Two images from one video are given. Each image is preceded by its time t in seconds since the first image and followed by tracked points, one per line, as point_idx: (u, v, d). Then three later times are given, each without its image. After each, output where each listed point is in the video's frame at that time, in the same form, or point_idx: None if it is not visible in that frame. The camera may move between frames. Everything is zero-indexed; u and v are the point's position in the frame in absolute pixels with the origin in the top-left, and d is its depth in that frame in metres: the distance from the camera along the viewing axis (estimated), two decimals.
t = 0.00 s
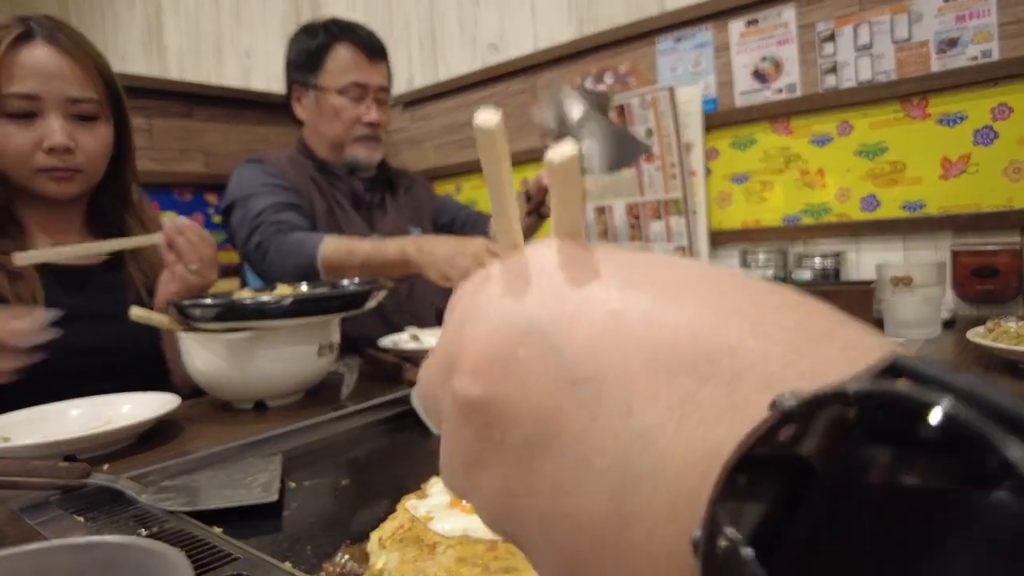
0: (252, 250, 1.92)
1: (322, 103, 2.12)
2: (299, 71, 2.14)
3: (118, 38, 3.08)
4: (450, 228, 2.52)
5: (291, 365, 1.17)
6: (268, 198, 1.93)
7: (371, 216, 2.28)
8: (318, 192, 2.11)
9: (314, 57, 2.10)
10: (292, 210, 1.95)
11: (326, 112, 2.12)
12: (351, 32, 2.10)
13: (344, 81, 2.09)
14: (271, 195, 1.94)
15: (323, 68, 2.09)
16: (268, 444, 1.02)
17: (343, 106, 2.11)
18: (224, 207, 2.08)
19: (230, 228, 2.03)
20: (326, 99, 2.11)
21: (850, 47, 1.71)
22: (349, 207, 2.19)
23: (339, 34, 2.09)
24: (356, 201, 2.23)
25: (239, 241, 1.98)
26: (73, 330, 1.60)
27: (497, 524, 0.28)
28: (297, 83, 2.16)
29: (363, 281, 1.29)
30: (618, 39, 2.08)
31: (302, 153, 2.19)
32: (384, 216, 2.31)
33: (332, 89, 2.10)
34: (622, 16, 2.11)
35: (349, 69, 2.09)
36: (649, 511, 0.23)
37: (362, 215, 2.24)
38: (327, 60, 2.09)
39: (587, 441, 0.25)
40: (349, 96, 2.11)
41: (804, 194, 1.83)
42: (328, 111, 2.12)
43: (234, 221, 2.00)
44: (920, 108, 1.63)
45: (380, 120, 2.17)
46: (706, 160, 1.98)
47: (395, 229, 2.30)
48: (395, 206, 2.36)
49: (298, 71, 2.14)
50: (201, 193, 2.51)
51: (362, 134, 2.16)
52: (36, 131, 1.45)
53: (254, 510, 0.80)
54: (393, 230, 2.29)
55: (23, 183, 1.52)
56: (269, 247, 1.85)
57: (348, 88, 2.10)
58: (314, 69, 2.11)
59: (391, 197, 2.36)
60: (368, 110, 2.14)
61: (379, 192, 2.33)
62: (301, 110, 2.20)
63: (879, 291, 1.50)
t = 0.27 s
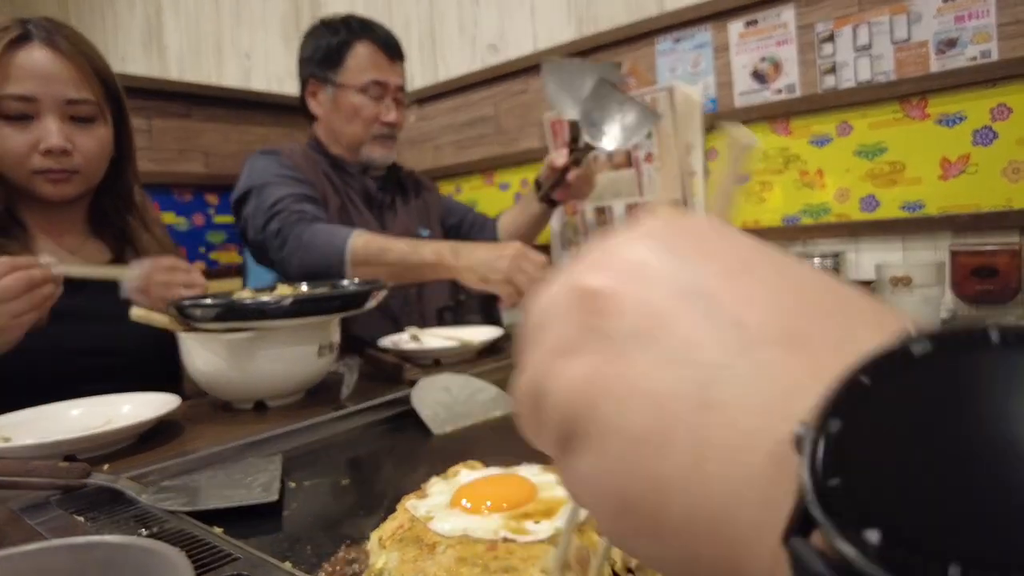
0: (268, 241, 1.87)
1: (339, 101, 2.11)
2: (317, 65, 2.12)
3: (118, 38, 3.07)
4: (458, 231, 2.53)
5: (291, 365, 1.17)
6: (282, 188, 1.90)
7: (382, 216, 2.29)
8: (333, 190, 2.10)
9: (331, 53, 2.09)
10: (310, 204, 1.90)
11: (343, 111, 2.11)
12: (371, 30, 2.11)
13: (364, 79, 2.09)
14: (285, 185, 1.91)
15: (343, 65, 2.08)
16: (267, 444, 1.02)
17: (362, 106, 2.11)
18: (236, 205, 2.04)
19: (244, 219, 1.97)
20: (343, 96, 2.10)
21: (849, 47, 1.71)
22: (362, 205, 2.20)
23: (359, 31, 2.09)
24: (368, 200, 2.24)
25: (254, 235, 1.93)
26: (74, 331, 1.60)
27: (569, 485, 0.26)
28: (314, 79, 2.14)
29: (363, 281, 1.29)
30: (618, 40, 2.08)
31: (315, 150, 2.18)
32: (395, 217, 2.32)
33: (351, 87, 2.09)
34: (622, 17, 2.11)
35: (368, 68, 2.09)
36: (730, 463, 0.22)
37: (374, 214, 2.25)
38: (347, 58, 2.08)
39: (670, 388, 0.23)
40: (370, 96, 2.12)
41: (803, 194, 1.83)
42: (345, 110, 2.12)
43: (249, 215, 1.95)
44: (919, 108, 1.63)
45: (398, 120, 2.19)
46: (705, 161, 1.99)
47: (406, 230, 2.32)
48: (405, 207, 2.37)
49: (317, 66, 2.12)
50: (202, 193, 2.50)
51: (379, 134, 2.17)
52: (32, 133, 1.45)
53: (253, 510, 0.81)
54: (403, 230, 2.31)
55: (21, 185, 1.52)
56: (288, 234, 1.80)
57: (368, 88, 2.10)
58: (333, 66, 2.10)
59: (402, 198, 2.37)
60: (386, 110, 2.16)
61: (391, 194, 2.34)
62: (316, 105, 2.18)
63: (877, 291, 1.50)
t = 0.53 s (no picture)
0: (316, 220, 1.69)
1: (358, 96, 2.07)
2: (335, 58, 2.06)
3: (118, 39, 3.07)
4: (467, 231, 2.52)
5: (292, 365, 1.18)
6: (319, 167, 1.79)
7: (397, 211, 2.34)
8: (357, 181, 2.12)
9: (352, 46, 2.04)
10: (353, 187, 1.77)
11: (361, 107, 2.09)
12: (388, 26, 2.07)
13: (384, 76, 2.06)
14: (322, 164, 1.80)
15: (362, 59, 2.04)
16: (267, 444, 1.03)
17: (381, 102, 2.09)
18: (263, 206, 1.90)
19: (275, 203, 1.82)
20: (362, 91, 2.07)
21: (848, 48, 1.72)
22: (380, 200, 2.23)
23: (378, 26, 2.06)
24: (385, 194, 2.28)
25: (291, 219, 1.77)
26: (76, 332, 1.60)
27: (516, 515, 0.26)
28: (330, 71, 2.08)
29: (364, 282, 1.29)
30: (618, 40, 2.08)
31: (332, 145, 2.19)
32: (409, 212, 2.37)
33: (370, 82, 2.06)
34: (622, 17, 2.11)
35: (387, 63, 2.05)
36: (655, 517, 0.21)
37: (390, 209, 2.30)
38: (367, 53, 2.04)
39: (623, 448, 0.22)
40: (388, 92, 2.09)
41: (802, 194, 1.84)
42: (364, 105, 2.09)
43: (282, 196, 1.78)
44: (918, 108, 1.64)
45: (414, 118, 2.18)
46: (705, 161, 1.99)
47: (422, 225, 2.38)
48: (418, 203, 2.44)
49: (334, 59, 2.07)
50: (202, 195, 2.49)
51: (396, 131, 2.19)
52: (26, 135, 1.45)
53: (253, 510, 0.81)
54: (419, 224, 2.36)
55: (18, 186, 1.52)
56: (343, 205, 1.65)
57: (388, 83, 2.07)
58: (352, 59, 2.05)
59: (414, 195, 2.44)
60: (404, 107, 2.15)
61: (405, 191, 2.42)
62: (332, 99, 2.13)
63: (876, 291, 1.50)
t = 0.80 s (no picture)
0: (318, 218, 1.68)
1: (360, 97, 2.08)
2: (340, 58, 2.08)
3: (119, 40, 3.08)
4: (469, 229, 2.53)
5: (292, 365, 1.18)
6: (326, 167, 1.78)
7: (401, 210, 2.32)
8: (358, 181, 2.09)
9: (358, 46, 2.06)
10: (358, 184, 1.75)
11: (363, 108, 2.10)
12: (397, 27, 2.07)
13: (387, 77, 2.06)
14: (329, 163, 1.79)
15: (366, 61, 2.05)
16: (267, 444, 1.03)
17: (381, 105, 2.09)
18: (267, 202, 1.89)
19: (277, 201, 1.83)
20: (364, 92, 2.08)
21: (847, 48, 1.72)
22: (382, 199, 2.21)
23: (386, 25, 2.06)
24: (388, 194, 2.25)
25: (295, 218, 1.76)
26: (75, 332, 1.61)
27: None
28: (334, 70, 2.11)
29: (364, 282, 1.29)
30: (618, 41, 2.09)
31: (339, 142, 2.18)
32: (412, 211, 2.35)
33: (373, 84, 2.06)
34: (621, 18, 2.12)
35: (391, 66, 2.06)
36: None
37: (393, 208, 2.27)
38: (372, 53, 2.04)
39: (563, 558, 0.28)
40: (390, 95, 2.09)
41: (802, 194, 1.84)
42: (366, 106, 2.10)
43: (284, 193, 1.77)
44: (917, 109, 1.64)
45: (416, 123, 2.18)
46: (705, 161, 1.99)
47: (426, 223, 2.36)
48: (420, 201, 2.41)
49: (340, 59, 2.08)
50: (202, 194, 2.49)
51: (395, 135, 2.17)
52: (27, 136, 1.45)
53: (254, 510, 0.81)
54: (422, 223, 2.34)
55: (18, 187, 1.52)
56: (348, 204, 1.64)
57: (391, 86, 2.07)
58: (357, 61, 2.06)
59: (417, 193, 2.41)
60: (406, 111, 2.14)
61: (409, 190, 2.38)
62: (335, 98, 2.15)
63: (875, 291, 1.50)
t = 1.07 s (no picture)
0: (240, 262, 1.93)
1: (349, 105, 2.11)
2: (331, 67, 2.12)
3: (119, 40, 3.08)
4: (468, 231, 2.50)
5: (292, 365, 1.18)
6: (264, 218, 1.94)
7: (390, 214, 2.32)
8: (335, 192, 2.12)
9: (345, 55, 2.07)
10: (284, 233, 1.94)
11: (352, 115, 2.12)
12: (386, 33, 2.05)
13: (373, 85, 2.07)
14: (268, 215, 1.94)
15: (353, 69, 2.07)
16: (266, 445, 1.03)
17: (369, 111, 2.10)
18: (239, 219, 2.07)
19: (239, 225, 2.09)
20: (353, 100, 2.10)
21: (847, 48, 1.72)
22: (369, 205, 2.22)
23: (375, 34, 2.05)
24: (376, 199, 2.26)
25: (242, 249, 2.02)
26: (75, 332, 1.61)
27: None
28: (327, 79, 2.15)
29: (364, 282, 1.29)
30: (618, 41, 2.09)
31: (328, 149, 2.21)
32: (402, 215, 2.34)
33: (360, 92, 2.08)
34: (621, 18, 2.12)
35: (378, 72, 2.06)
36: None
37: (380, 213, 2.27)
38: (358, 62, 2.06)
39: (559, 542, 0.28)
40: (377, 101, 2.09)
41: (802, 194, 1.84)
42: (354, 114, 2.12)
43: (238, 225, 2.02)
44: (917, 109, 1.64)
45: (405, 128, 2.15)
46: (705, 161, 1.99)
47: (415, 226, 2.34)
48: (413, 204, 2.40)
49: (331, 68, 2.11)
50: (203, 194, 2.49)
51: (384, 142, 2.15)
52: (35, 137, 1.45)
53: (253, 510, 0.81)
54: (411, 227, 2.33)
55: (24, 189, 1.52)
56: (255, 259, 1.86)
57: (376, 93, 2.07)
58: (344, 69, 2.08)
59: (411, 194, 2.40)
60: (394, 117, 2.13)
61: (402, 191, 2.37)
62: (330, 105, 2.20)
63: (876, 291, 1.50)
